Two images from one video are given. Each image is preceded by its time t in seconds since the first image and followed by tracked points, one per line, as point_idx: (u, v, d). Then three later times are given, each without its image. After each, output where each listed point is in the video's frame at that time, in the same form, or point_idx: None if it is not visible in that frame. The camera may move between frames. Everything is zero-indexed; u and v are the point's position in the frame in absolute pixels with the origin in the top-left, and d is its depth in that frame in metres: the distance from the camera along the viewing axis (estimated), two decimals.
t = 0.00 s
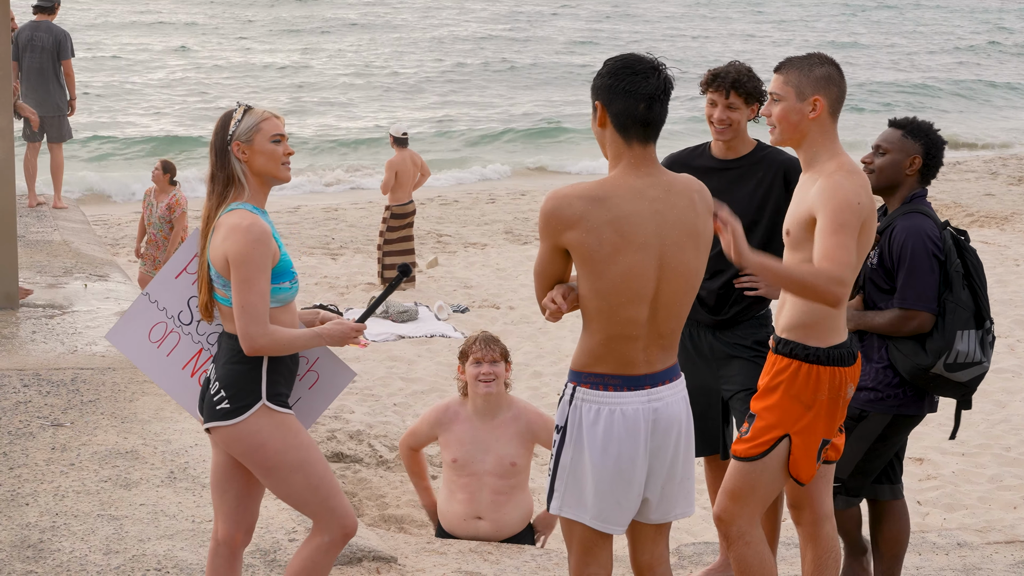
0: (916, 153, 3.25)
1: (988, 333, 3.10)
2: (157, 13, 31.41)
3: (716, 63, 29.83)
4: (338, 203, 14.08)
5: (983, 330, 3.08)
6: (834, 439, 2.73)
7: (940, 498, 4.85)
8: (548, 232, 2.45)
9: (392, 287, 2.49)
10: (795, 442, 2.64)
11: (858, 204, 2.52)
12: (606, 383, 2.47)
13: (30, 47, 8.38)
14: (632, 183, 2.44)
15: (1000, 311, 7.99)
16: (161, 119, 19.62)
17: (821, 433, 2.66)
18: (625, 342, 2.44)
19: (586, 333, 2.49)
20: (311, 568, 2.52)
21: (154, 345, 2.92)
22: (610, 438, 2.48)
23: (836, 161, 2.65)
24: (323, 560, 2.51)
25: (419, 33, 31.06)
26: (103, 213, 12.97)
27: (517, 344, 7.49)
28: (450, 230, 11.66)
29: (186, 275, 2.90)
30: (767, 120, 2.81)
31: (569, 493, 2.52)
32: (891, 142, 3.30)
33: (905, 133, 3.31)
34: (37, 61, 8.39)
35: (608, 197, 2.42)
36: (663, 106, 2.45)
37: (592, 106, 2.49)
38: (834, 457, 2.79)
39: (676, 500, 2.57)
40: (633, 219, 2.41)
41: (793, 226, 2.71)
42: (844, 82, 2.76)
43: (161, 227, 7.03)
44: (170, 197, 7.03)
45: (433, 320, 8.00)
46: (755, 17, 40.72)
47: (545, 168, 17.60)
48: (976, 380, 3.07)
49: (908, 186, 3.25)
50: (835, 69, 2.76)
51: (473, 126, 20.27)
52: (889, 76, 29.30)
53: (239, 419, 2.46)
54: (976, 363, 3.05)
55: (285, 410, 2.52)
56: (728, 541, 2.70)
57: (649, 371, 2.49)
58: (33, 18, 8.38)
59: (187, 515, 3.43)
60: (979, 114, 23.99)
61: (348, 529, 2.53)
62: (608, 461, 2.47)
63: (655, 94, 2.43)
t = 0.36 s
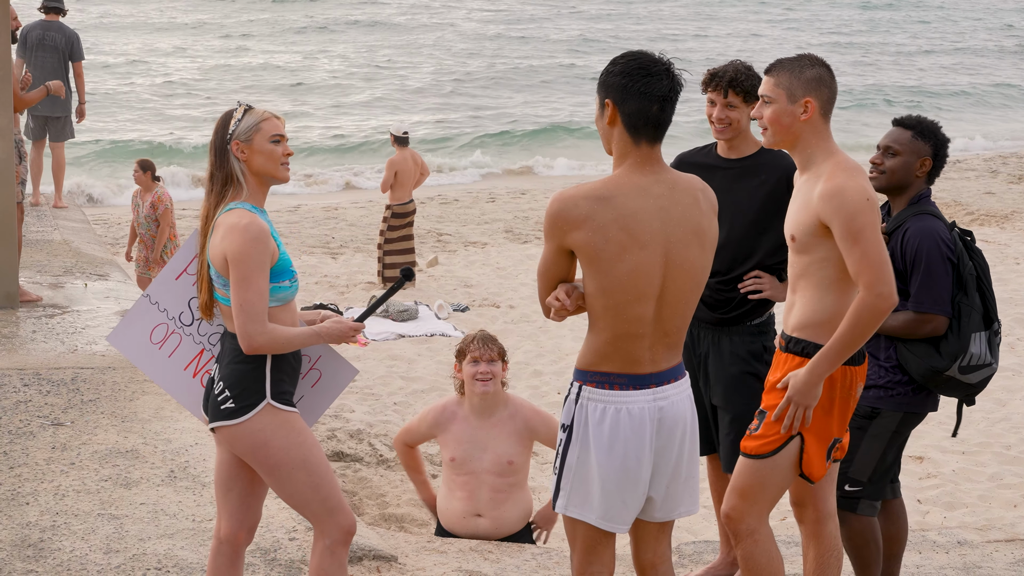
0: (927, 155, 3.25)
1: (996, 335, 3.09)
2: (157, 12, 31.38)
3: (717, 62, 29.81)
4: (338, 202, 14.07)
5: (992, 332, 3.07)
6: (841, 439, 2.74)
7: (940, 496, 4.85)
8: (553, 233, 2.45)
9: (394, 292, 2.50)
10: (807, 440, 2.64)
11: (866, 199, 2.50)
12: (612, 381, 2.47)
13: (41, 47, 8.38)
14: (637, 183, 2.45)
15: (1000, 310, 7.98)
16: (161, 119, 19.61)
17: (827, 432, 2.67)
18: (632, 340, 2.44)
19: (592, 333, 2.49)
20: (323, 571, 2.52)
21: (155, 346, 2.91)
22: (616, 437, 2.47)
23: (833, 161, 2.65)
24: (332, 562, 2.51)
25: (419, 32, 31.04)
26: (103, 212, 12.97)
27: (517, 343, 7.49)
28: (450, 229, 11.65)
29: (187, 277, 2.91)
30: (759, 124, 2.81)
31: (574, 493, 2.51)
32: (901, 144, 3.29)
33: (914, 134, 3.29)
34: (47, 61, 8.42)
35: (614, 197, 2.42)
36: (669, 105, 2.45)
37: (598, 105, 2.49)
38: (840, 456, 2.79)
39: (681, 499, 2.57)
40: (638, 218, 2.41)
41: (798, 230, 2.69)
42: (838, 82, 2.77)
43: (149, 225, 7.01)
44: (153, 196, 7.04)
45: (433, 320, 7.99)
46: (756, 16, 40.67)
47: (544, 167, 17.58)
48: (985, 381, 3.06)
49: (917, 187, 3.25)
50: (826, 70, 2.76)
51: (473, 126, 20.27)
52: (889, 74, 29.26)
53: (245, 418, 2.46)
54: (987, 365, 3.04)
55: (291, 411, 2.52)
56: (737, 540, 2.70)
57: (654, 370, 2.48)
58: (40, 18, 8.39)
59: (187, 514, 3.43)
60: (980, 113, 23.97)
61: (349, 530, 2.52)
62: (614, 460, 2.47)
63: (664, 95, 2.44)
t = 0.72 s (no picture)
0: (927, 154, 3.25)
1: (1005, 330, 3.10)
2: (158, 11, 31.37)
3: (717, 62, 29.80)
4: (338, 202, 14.06)
5: (1000, 327, 3.07)
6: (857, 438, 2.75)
7: (940, 497, 4.85)
8: (558, 234, 2.45)
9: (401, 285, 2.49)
10: (826, 447, 2.64)
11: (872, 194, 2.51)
12: (614, 381, 2.47)
13: (42, 47, 8.39)
14: (643, 182, 2.45)
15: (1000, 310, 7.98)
16: (161, 118, 19.60)
17: (847, 435, 2.68)
18: (634, 340, 2.44)
19: (594, 333, 2.49)
20: None
21: (162, 346, 2.91)
22: (617, 437, 2.47)
23: (839, 161, 2.65)
24: (333, 566, 2.51)
25: (420, 31, 31.03)
26: (103, 212, 12.96)
27: (518, 343, 7.50)
28: (450, 229, 11.65)
29: (196, 277, 2.90)
30: (768, 125, 2.79)
31: (575, 493, 2.51)
32: (902, 142, 3.27)
33: (915, 132, 3.28)
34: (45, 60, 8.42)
35: (620, 197, 2.42)
36: (678, 106, 2.45)
37: (608, 103, 2.49)
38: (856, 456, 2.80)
39: (683, 498, 2.57)
40: (644, 218, 2.41)
41: (803, 230, 2.68)
42: (845, 85, 2.75)
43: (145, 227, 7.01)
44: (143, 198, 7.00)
45: (433, 319, 8.00)
46: (756, 15, 40.66)
47: (544, 167, 17.59)
48: (995, 376, 3.07)
49: (917, 185, 3.26)
50: (838, 72, 2.75)
51: (473, 125, 20.27)
52: (890, 74, 29.27)
53: (250, 422, 2.46)
54: (997, 360, 3.04)
55: (295, 417, 2.52)
56: (786, 554, 2.70)
57: (656, 369, 2.48)
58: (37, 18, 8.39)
59: (187, 514, 3.43)
60: (980, 112, 23.97)
61: (349, 534, 2.52)
62: (616, 459, 2.47)
63: (674, 95, 2.44)
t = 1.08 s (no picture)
0: (916, 150, 3.24)
1: (997, 329, 3.08)
2: (156, 11, 31.35)
3: (716, 61, 29.81)
4: (336, 201, 14.05)
5: (992, 326, 3.07)
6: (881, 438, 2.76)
7: (939, 494, 4.85)
8: (556, 230, 2.45)
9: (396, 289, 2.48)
10: (854, 450, 2.63)
11: (876, 199, 2.50)
12: (612, 378, 2.47)
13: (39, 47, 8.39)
14: (640, 180, 2.45)
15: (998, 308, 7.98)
16: (159, 117, 19.59)
17: (874, 437, 2.67)
18: (631, 338, 2.44)
19: (592, 330, 2.49)
20: None
21: (167, 342, 2.91)
22: (617, 434, 2.47)
23: (856, 160, 2.64)
24: (331, 566, 2.50)
25: (419, 30, 31.03)
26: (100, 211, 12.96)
27: (516, 341, 7.50)
28: (449, 228, 11.65)
29: (200, 274, 2.91)
30: (788, 124, 2.79)
31: (575, 490, 2.51)
32: (892, 140, 3.30)
33: (905, 130, 3.29)
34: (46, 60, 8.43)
35: (617, 193, 2.42)
36: (677, 106, 2.45)
37: (607, 98, 2.49)
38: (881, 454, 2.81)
39: (682, 496, 2.57)
40: (640, 215, 2.41)
41: (816, 229, 2.68)
42: (867, 84, 2.73)
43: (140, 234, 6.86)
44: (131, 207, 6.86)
45: (431, 318, 8.00)
46: (754, 14, 40.68)
47: (542, 167, 17.59)
48: (987, 375, 3.05)
49: (907, 182, 3.26)
50: (856, 70, 2.73)
51: (472, 125, 20.27)
52: (889, 73, 29.27)
53: (244, 422, 2.46)
54: (987, 359, 3.03)
55: (290, 416, 2.51)
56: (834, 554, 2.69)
57: (654, 367, 2.48)
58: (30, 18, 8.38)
59: (185, 513, 3.42)
60: (978, 110, 23.96)
61: (345, 534, 2.52)
62: (615, 456, 2.47)
63: (674, 95, 2.43)
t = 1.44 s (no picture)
0: (910, 148, 3.24)
1: (989, 327, 3.02)
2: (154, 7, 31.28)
3: (715, 59, 29.79)
4: (333, 198, 14.03)
5: (983, 324, 3.00)
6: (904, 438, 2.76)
7: (936, 493, 4.86)
8: (552, 231, 2.45)
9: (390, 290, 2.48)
10: (879, 451, 2.62)
11: (893, 202, 2.49)
12: (608, 377, 2.47)
13: (39, 43, 8.37)
14: (636, 179, 2.44)
15: (996, 307, 7.99)
16: (157, 114, 19.56)
17: (900, 436, 2.67)
18: (629, 337, 2.44)
19: (587, 328, 2.49)
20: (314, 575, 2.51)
21: (161, 343, 2.91)
22: (615, 433, 2.47)
23: (867, 163, 2.63)
24: (324, 564, 2.51)
25: (417, 28, 31.00)
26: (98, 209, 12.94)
27: (514, 340, 7.50)
28: (446, 225, 11.64)
29: (192, 273, 2.90)
30: (793, 128, 2.79)
31: (571, 488, 2.51)
32: (885, 138, 3.29)
33: (899, 127, 3.27)
34: (41, 54, 8.36)
35: (612, 192, 2.42)
36: (673, 105, 2.44)
37: (601, 97, 2.49)
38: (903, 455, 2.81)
39: (679, 494, 2.57)
40: (638, 215, 2.41)
41: (835, 235, 2.67)
42: (871, 86, 2.73)
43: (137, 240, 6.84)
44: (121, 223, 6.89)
45: (429, 316, 7.99)
46: (753, 12, 40.64)
47: (540, 164, 17.57)
48: (977, 374, 3.01)
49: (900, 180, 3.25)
50: (861, 73, 2.73)
51: (470, 123, 20.26)
52: (887, 72, 29.29)
53: (237, 419, 2.45)
54: (976, 358, 2.98)
55: (283, 414, 2.51)
56: (857, 553, 2.68)
57: (651, 366, 2.48)
58: (31, 15, 8.37)
59: (182, 510, 3.42)
60: (975, 108, 23.97)
61: (339, 531, 2.52)
62: (612, 454, 2.47)
63: (667, 94, 2.43)
